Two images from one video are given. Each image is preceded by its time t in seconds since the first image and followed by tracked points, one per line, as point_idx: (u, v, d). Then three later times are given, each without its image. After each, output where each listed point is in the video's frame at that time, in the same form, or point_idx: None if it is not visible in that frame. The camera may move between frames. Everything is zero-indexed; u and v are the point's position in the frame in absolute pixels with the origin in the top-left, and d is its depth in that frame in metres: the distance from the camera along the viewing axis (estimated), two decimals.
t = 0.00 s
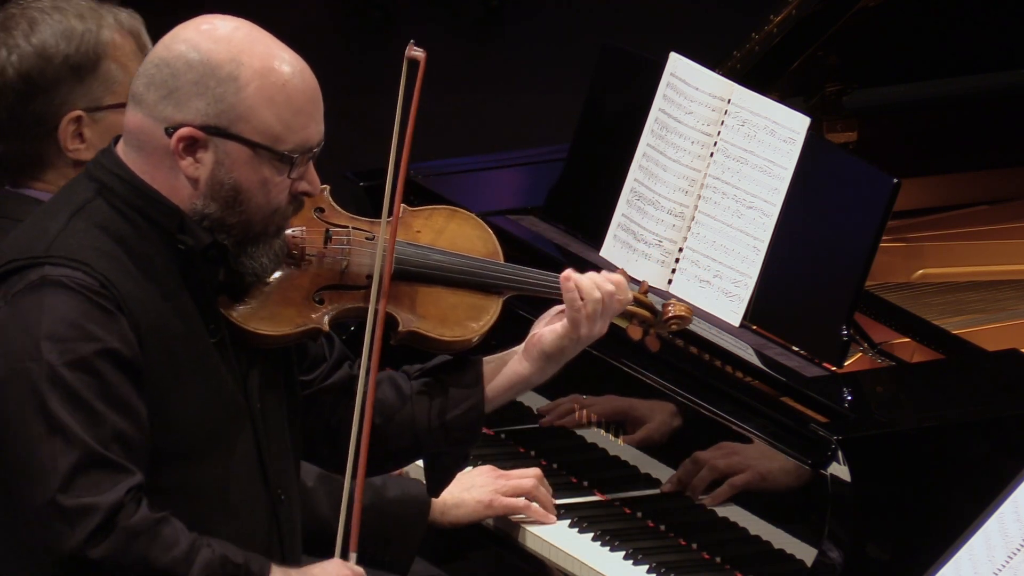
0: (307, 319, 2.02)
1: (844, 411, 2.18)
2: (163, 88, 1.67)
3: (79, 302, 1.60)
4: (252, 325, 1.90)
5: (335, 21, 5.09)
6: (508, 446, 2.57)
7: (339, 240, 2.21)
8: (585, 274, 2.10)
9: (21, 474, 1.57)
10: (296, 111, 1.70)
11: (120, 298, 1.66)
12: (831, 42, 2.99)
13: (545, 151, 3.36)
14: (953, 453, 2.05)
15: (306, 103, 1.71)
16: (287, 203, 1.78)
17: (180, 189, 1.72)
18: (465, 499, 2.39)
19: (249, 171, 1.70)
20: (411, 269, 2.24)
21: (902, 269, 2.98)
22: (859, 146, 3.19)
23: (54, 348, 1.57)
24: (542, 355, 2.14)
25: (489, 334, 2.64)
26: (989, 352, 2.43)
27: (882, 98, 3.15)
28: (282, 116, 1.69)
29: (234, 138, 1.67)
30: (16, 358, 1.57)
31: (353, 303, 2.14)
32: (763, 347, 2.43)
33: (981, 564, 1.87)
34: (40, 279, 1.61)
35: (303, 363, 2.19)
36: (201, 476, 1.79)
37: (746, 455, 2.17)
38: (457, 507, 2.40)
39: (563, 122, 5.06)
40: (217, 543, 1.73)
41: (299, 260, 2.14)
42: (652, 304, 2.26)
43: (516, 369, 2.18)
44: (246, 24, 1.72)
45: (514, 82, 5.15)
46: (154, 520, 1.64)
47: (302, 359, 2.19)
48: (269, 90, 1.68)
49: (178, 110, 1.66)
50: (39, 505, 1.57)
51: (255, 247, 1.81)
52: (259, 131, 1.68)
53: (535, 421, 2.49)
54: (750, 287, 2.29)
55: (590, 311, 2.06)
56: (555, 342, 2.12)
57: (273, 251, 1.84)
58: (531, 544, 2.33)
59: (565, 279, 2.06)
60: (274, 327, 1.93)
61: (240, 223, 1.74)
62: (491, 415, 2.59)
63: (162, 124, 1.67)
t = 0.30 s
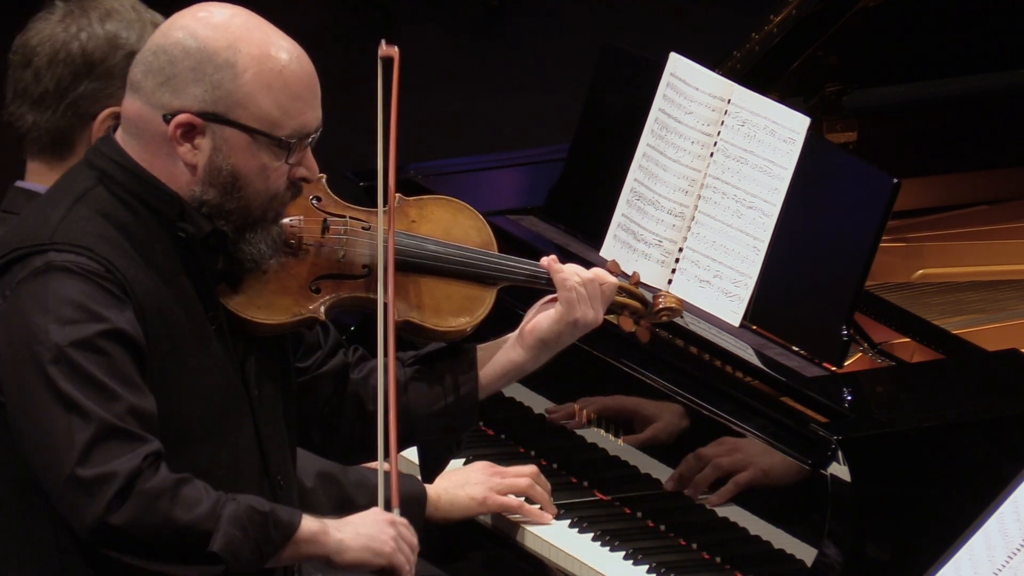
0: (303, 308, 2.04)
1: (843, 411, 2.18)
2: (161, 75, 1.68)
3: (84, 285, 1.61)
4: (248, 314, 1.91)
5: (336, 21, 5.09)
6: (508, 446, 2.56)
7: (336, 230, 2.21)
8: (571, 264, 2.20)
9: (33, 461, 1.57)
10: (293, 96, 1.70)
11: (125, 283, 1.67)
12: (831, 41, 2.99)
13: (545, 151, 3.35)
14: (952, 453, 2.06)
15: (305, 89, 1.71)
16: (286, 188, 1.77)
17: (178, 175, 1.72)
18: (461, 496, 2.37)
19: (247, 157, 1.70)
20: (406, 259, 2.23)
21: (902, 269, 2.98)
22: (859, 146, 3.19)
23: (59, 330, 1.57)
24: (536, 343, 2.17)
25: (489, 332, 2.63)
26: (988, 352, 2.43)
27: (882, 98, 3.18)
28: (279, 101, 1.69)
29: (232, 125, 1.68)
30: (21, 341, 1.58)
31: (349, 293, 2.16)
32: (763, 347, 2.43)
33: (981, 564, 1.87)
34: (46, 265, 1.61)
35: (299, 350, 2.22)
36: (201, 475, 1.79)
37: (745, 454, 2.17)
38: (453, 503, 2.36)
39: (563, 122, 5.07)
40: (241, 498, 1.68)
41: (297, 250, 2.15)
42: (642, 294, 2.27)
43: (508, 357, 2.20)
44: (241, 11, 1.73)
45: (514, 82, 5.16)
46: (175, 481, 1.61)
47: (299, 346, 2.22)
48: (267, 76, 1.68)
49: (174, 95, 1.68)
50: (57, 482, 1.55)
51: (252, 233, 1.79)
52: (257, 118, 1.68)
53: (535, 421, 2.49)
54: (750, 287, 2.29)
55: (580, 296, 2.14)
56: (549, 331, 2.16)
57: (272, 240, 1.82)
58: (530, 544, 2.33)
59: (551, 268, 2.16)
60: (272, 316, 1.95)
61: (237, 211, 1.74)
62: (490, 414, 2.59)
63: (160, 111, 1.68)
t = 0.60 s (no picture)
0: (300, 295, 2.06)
1: (844, 411, 2.18)
2: (156, 62, 1.71)
3: (89, 282, 1.64)
4: (247, 301, 1.95)
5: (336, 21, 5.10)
6: (507, 446, 2.53)
7: (331, 218, 2.21)
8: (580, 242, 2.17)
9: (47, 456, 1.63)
10: (291, 74, 1.75)
11: (129, 278, 1.69)
12: (831, 42, 2.99)
13: (545, 151, 3.35)
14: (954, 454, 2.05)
15: (301, 68, 1.76)
16: (285, 167, 1.82)
17: (178, 162, 1.75)
18: (426, 485, 2.36)
19: (247, 139, 1.74)
20: (400, 245, 2.26)
21: (902, 269, 2.97)
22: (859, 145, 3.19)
23: (67, 323, 1.60)
24: (533, 322, 2.20)
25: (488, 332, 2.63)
26: (988, 352, 2.43)
27: (882, 98, 3.17)
28: (276, 81, 1.73)
29: (230, 108, 1.72)
30: (26, 333, 1.61)
31: (347, 279, 2.17)
32: (763, 347, 2.43)
33: (981, 564, 1.87)
34: (51, 261, 1.64)
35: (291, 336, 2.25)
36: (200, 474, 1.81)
37: (747, 454, 2.17)
38: (418, 491, 2.35)
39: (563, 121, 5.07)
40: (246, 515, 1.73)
41: (294, 238, 2.15)
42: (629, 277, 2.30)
43: (503, 335, 2.24)
44: None
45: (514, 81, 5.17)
46: (181, 489, 1.66)
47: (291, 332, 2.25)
48: (261, 56, 1.72)
49: (170, 82, 1.71)
50: (66, 477, 1.61)
51: (254, 215, 1.83)
52: (254, 97, 1.72)
53: (535, 421, 2.49)
54: (750, 287, 2.29)
55: (581, 278, 2.14)
56: (548, 310, 2.18)
57: (275, 221, 1.87)
58: (526, 541, 2.28)
59: (561, 243, 2.13)
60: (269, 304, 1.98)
61: (240, 192, 1.78)
62: (489, 413, 2.58)
63: (157, 99, 1.72)
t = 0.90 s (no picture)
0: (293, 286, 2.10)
1: (843, 411, 2.17)
2: (149, 56, 1.75)
3: (86, 267, 1.65)
4: (240, 293, 1.99)
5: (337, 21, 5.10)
6: (507, 446, 2.54)
7: (322, 210, 2.24)
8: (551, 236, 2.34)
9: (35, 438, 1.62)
10: (284, 65, 1.79)
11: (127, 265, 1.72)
12: (833, 41, 2.98)
13: (545, 151, 3.35)
14: (952, 454, 2.06)
15: (292, 59, 1.81)
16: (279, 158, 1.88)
17: (173, 153, 1.80)
18: (418, 490, 2.31)
19: (242, 128, 1.79)
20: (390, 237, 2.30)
21: (902, 269, 2.97)
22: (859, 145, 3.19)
23: (65, 308, 1.61)
24: (520, 309, 2.28)
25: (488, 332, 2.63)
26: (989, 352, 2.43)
27: (879, 99, 3.21)
28: (270, 71, 1.78)
29: (225, 98, 1.76)
30: (23, 316, 1.62)
31: (340, 270, 2.21)
32: (763, 347, 2.43)
33: (981, 564, 1.87)
34: (49, 247, 1.66)
35: (281, 330, 2.29)
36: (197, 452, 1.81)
37: (746, 454, 2.17)
38: (410, 496, 2.31)
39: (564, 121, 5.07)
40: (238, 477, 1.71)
41: (286, 230, 2.18)
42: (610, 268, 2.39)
43: (491, 323, 2.32)
44: None
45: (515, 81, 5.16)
46: (171, 459, 1.64)
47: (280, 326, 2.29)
48: (255, 46, 1.77)
49: (166, 74, 1.75)
50: (57, 458, 1.59)
51: (249, 204, 1.90)
52: (248, 88, 1.77)
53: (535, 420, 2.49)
54: (750, 287, 2.29)
55: (565, 264, 2.28)
56: (535, 296, 2.26)
57: (268, 212, 1.94)
58: (525, 540, 2.28)
59: (531, 236, 2.32)
60: (264, 295, 2.02)
61: (235, 181, 1.84)
62: (490, 413, 2.58)
63: (152, 91, 1.75)
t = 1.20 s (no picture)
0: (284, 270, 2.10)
1: (843, 411, 2.17)
2: (140, 41, 1.75)
3: (98, 245, 1.66)
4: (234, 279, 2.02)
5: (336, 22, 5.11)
6: (507, 446, 2.53)
7: (309, 198, 2.25)
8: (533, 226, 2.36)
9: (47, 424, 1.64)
10: (272, 43, 1.82)
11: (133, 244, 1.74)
12: (832, 41, 2.98)
13: (545, 151, 3.35)
14: (952, 453, 2.06)
15: (278, 38, 1.84)
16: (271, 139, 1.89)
17: (169, 135, 1.81)
18: (419, 473, 2.36)
19: (236, 106, 1.80)
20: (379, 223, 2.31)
21: (902, 269, 2.97)
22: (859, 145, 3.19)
23: (78, 286, 1.61)
24: (508, 300, 2.31)
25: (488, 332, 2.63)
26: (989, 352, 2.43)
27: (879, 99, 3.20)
28: (259, 48, 1.80)
29: (220, 75, 1.77)
30: (33, 296, 1.62)
31: (330, 256, 2.21)
32: (763, 347, 2.43)
33: (981, 564, 1.87)
34: (55, 227, 1.66)
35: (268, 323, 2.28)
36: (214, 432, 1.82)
37: (746, 454, 2.16)
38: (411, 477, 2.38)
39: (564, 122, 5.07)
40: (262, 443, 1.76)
41: (275, 217, 2.18)
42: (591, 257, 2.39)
43: (480, 317, 2.34)
44: None
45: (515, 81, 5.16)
46: (198, 429, 1.68)
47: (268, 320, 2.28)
48: (244, 26, 1.79)
49: (157, 57, 1.75)
50: (86, 435, 1.59)
51: (246, 183, 1.91)
52: (241, 66, 1.78)
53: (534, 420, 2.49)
54: (750, 287, 2.29)
55: (547, 252, 2.31)
56: (521, 286, 2.30)
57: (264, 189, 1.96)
58: (525, 540, 2.28)
59: (514, 226, 2.34)
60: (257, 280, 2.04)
61: (232, 160, 1.84)
62: (489, 413, 2.58)
63: (144, 76, 1.76)
